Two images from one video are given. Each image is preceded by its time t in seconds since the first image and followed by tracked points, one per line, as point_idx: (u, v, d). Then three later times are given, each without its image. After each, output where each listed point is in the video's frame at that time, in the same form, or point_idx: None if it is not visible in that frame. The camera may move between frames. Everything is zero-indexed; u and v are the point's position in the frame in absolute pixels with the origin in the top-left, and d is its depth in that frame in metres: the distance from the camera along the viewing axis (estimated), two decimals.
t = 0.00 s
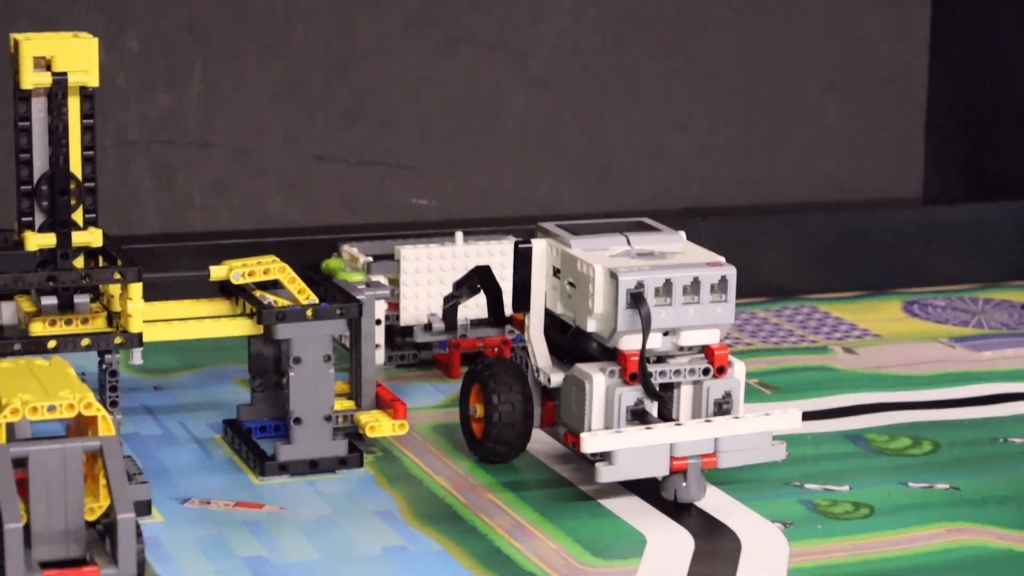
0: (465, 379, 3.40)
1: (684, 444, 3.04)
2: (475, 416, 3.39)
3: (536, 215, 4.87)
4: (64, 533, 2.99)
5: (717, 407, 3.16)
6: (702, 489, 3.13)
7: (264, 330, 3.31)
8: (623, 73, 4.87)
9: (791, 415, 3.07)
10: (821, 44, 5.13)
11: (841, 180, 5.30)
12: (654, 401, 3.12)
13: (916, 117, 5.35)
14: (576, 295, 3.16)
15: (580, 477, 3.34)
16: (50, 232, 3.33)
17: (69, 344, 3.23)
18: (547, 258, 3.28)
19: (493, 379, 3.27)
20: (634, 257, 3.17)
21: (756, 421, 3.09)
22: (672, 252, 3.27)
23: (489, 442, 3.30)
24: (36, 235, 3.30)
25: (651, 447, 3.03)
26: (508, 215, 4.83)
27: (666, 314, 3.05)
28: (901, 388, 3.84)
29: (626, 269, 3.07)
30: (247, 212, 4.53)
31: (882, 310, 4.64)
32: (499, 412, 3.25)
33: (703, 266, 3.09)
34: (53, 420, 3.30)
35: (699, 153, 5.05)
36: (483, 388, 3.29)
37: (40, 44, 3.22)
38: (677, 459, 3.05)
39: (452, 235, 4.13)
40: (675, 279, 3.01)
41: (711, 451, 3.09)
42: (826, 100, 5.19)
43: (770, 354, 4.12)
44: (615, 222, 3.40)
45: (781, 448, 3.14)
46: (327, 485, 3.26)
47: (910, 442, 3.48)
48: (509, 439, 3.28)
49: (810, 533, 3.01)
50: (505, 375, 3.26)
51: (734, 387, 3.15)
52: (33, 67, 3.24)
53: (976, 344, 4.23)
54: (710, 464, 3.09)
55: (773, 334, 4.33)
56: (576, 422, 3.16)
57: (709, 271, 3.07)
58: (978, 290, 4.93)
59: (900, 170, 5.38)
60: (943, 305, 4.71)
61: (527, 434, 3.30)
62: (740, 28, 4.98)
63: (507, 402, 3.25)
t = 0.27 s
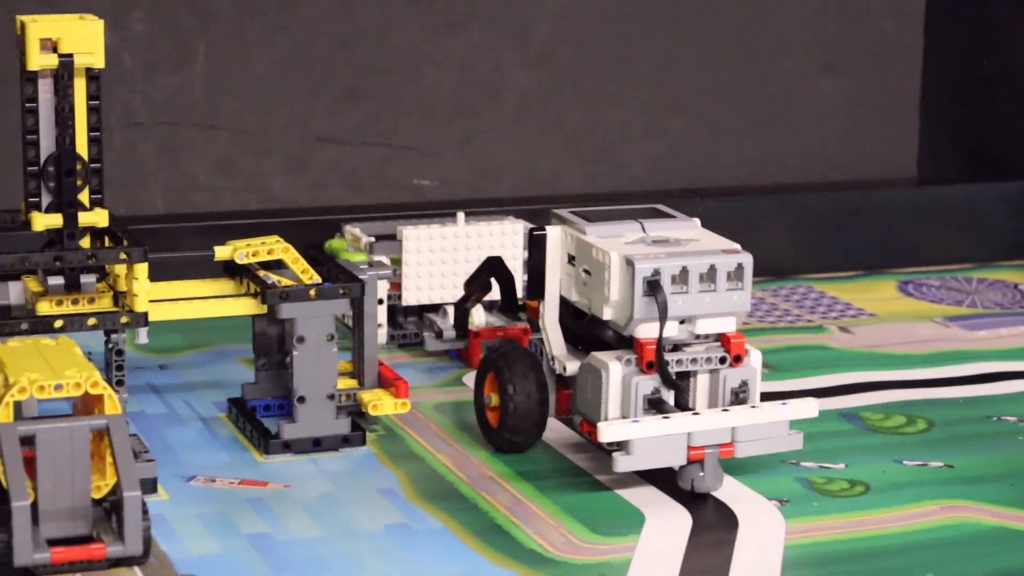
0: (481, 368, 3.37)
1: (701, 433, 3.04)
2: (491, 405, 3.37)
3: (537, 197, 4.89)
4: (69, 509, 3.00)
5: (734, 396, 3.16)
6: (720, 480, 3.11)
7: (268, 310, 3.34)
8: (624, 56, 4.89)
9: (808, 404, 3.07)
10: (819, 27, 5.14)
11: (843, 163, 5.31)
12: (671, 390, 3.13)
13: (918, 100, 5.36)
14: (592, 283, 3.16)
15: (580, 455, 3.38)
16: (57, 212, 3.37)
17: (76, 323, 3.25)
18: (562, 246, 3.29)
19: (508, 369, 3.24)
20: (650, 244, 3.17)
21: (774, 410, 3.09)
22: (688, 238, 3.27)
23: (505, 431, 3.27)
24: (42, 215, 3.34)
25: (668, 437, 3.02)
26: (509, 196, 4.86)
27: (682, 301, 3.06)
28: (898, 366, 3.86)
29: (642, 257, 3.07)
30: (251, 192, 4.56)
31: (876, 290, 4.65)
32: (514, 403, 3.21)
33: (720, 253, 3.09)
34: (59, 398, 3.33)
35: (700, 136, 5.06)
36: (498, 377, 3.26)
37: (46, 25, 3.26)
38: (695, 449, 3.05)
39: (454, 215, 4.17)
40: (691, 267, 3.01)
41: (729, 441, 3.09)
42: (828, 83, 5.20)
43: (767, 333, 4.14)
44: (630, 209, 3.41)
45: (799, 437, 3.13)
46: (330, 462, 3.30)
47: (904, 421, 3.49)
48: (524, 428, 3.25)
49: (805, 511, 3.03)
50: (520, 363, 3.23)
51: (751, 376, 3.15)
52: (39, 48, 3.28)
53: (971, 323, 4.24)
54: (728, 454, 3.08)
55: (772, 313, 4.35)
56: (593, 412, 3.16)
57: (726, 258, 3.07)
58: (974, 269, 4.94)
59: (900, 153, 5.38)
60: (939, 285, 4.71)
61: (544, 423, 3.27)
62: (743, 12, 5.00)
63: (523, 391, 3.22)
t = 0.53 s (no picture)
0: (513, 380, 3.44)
1: (736, 446, 3.08)
2: (524, 417, 3.42)
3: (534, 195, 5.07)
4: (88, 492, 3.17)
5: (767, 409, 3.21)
6: (753, 493, 3.14)
7: (279, 302, 3.51)
8: (619, 62, 5.07)
9: (841, 417, 3.11)
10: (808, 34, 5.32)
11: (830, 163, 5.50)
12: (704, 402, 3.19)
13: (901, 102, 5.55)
14: (626, 296, 3.25)
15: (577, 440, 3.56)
16: (77, 209, 3.54)
17: (95, 315, 3.43)
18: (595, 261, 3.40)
19: (540, 379, 3.30)
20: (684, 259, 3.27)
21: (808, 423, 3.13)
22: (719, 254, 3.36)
23: (538, 441, 3.31)
24: (64, 212, 3.51)
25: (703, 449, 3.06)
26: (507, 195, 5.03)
27: (716, 315, 3.14)
28: (880, 356, 4.04)
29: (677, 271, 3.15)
30: (261, 190, 4.73)
31: (857, 282, 4.84)
32: (547, 411, 3.27)
33: (754, 268, 3.17)
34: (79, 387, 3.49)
35: (692, 137, 5.25)
36: (530, 388, 3.32)
37: (67, 32, 3.42)
38: (730, 461, 3.08)
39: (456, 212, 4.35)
40: (725, 281, 3.09)
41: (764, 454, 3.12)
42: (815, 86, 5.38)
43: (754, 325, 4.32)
44: (661, 226, 3.52)
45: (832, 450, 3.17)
46: (338, 447, 3.47)
47: (884, 408, 3.67)
48: (557, 437, 3.30)
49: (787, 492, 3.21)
50: (552, 372, 3.30)
51: (784, 389, 3.21)
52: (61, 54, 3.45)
53: (946, 315, 4.43)
54: (762, 467, 3.11)
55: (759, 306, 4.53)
56: (627, 424, 3.22)
57: (759, 273, 3.15)
58: (951, 264, 5.13)
59: (885, 153, 5.58)
60: (917, 278, 4.91)
61: (576, 433, 3.32)
62: (733, 17, 5.18)
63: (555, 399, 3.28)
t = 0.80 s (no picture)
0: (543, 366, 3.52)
1: (767, 431, 3.16)
2: (553, 402, 3.52)
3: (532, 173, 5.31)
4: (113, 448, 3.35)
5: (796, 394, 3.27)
6: (783, 476, 3.22)
7: (291, 270, 3.73)
8: (615, 45, 5.30)
9: (869, 401, 3.18)
10: (794, 19, 5.58)
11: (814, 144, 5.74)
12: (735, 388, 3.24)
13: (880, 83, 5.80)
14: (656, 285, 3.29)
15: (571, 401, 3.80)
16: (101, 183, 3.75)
17: (119, 283, 3.62)
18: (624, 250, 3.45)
19: (573, 369, 3.39)
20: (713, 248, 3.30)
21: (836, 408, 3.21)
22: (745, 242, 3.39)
23: (567, 430, 3.42)
24: (88, 186, 3.72)
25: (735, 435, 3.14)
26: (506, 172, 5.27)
27: (747, 303, 3.17)
28: (856, 321, 4.29)
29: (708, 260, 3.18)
30: (275, 167, 4.96)
31: (835, 253, 5.13)
32: (578, 402, 3.36)
33: (783, 256, 3.21)
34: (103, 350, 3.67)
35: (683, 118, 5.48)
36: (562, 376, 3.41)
37: (90, 17, 3.61)
38: (761, 446, 3.16)
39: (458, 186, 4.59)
40: (756, 270, 3.12)
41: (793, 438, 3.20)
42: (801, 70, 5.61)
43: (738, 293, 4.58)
44: (687, 214, 3.55)
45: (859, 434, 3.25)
46: (346, 405, 3.71)
47: (859, 368, 3.91)
48: (586, 427, 3.40)
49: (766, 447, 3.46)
50: (584, 362, 3.38)
51: (813, 375, 3.26)
52: (85, 36, 3.65)
53: (918, 283, 4.73)
54: (792, 451, 3.20)
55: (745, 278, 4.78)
56: (658, 410, 3.27)
57: (788, 261, 3.18)
58: (923, 236, 5.45)
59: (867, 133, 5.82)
60: (890, 249, 5.22)
61: (605, 422, 3.42)
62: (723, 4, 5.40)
63: (586, 390, 3.38)
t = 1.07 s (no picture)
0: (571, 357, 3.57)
1: (791, 424, 3.21)
2: (580, 394, 3.59)
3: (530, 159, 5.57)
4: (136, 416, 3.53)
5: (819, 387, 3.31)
6: (805, 466, 3.28)
7: (303, 248, 3.99)
8: (610, 37, 5.55)
9: (889, 395, 3.24)
10: (782, 11, 5.83)
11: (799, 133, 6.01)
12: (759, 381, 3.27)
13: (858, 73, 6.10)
14: (682, 279, 3.31)
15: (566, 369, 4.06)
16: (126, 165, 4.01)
17: (143, 260, 3.84)
18: (649, 244, 3.46)
19: (602, 363, 3.44)
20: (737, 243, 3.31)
21: (857, 401, 3.25)
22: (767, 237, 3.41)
23: (593, 423, 3.49)
24: (114, 169, 3.96)
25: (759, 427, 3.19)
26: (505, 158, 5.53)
27: (771, 297, 3.19)
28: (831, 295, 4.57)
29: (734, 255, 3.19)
30: (288, 151, 5.22)
31: (813, 232, 5.43)
32: (604, 396, 3.42)
33: (806, 251, 3.23)
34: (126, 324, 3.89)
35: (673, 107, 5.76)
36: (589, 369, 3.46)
37: (115, 9, 3.84)
38: (785, 438, 3.21)
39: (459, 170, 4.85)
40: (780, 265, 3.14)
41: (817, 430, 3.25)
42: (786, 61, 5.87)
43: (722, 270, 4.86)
44: (711, 207, 3.56)
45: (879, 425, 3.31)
46: (356, 374, 3.97)
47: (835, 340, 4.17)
48: (611, 421, 3.46)
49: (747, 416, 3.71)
50: (611, 356, 3.43)
51: (834, 367, 3.29)
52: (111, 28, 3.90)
53: (891, 260, 5.03)
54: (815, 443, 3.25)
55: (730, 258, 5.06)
56: (684, 401, 3.30)
57: (812, 256, 3.20)
58: (896, 216, 5.76)
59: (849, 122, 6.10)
60: (864, 228, 5.53)
61: (630, 417, 3.48)
62: None
63: (613, 384, 3.43)
